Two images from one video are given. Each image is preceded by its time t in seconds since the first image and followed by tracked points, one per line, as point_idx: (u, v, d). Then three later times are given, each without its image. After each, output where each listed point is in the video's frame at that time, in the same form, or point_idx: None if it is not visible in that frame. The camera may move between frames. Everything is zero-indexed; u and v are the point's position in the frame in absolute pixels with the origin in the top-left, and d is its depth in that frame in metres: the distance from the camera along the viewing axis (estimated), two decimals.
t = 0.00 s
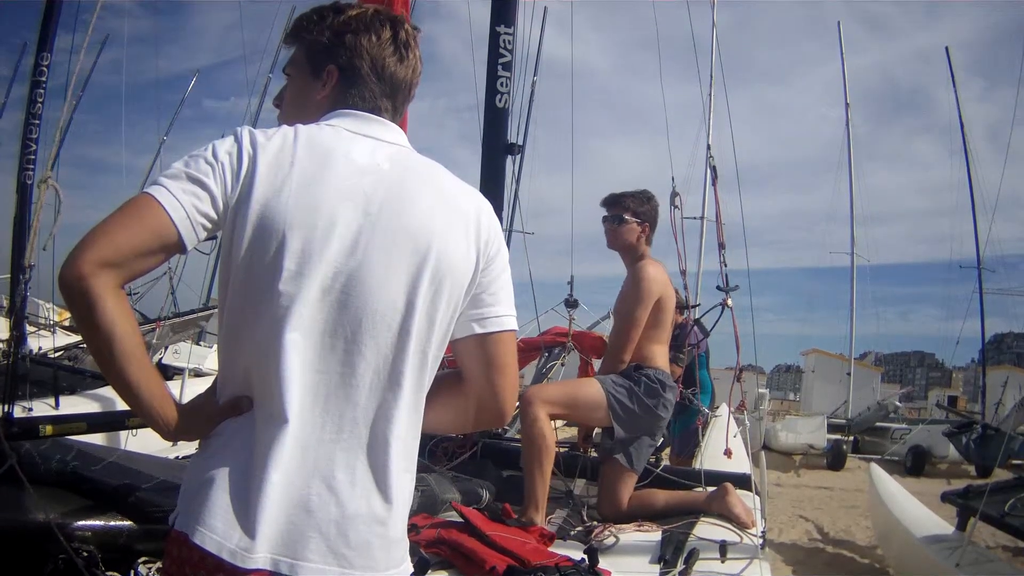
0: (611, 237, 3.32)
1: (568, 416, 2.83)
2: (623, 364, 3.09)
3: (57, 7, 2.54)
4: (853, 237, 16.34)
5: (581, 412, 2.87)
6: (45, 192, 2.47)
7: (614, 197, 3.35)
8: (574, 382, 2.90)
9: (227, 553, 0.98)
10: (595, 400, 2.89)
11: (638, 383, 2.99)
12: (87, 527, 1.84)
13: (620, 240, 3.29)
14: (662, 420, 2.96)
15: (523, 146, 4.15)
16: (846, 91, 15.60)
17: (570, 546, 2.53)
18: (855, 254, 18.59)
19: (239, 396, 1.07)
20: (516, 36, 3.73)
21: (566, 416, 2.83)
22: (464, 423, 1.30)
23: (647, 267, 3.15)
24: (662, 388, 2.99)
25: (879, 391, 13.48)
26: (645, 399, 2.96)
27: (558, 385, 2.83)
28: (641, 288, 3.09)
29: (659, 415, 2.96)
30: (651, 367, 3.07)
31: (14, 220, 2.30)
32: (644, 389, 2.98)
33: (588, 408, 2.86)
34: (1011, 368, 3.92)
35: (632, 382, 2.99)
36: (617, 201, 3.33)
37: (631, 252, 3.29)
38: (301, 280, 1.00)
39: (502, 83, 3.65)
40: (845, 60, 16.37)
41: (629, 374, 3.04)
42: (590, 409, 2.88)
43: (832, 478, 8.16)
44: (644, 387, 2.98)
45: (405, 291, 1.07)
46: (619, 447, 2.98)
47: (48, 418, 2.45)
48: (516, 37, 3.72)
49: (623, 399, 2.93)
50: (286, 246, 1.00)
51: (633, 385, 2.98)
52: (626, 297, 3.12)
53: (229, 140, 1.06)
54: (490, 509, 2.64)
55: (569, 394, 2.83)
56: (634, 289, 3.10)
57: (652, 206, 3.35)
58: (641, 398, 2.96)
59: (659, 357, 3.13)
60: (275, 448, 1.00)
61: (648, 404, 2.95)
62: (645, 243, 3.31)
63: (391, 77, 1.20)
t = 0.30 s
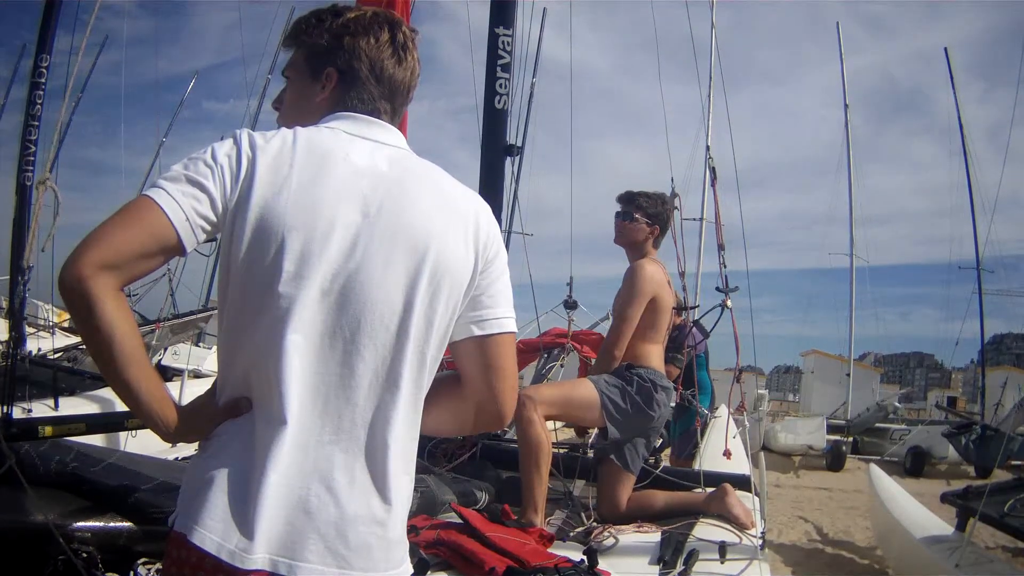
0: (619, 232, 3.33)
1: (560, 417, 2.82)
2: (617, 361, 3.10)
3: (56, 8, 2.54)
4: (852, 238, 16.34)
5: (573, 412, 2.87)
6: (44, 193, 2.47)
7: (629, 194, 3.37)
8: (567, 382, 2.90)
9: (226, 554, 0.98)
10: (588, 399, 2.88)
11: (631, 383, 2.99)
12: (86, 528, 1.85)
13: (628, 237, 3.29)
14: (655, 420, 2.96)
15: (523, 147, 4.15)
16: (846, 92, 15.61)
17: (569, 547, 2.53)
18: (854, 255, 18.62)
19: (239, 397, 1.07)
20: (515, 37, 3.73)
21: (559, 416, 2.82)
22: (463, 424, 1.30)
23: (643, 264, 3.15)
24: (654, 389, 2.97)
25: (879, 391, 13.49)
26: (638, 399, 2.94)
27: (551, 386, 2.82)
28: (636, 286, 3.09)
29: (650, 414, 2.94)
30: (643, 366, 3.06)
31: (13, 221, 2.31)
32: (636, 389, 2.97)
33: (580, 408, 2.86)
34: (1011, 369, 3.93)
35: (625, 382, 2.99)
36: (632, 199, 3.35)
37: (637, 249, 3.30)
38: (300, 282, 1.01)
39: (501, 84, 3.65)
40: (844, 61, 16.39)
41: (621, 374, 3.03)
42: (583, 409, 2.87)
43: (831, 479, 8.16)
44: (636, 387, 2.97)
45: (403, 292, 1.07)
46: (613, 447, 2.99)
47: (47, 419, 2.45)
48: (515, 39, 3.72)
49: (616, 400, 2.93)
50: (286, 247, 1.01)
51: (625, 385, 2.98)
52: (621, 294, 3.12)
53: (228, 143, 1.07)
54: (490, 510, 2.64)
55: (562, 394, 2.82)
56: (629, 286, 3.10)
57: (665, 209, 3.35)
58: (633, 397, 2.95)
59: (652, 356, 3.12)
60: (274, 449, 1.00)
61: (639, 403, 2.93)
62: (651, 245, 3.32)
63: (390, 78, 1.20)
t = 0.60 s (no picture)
0: (622, 230, 3.34)
1: (558, 417, 2.82)
2: (616, 360, 3.09)
3: (56, 8, 2.54)
4: (852, 238, 16.34)
5: (572, 413, 2.86)
6: (45, 193, 2.47)
7: (635, 193, 3.37)
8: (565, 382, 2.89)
9: (225, 554, 0.98)
10: (586, 399, 2.88)
11: (628, 382, 3.00)
12: (86, 528, 1.85)
13: (631, 234, 3.30)
14: (652, 418, 2.96)
15: (523, 148, 4.15)
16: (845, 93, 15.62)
17: (569, 547, 2.53)
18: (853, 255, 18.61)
19: (239, 397, 1.07)
20: (514, 37, 3.73)
21: (557, 417, 2.82)
22: (461, 425, 1.30)
23: (640, 261, 3.14)
24: (652, 389, 2.98)
25: (878, 391, 13.49)
26: (635, 399, 2.94)
27: (547, 386, 2.82)
28: (634, 285, 3.09)
29: (649, 414, 2.95)
30: (641, 365, 3.07)
31: (14, 221, 2.31)
32: (633, 388, 2.97)
33: (578, 408, 2.85)
34: (1009, 368, 3.93)
35: (622, 381, 3.00)
36: (637, 198, 3.36)
37: (639, 247, 3.31)
38: (301, 282, 1.01)
39: (501, 84, 3.65)
40: (844, 61, 16.40)
41: (619, 372, 3.05)
42: (582, 408, 2.87)
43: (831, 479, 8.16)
44: (633, 387, 2.98)
45: (403, 292, 1.07)
46: (610, 447, 2.99)
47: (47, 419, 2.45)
48: (515, 39, 3.72)
49: (614, 400, 2.92)
50: (286, 247, 1.01)
51: (623, 384, 2.99)
52: (619, 292, 3.12)
53: (228, 143, 1.07)
54: (490, 511, 2.64)
55: (560, 394, 2.82)
56: (626, 284, 3.10)
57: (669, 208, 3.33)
58: (630, 397, 2.95)
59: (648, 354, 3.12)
60: (274, 449, 1.00)
61: (637, 403, 2.94)
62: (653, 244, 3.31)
63: (391, 79, 1.21)
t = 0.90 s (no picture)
0: (624, 231, 3.35)
1: (557, 417, 2.82)
2: (615, 360, 3.08)
3: (56, 8, 2.54)
4: (852, 238, 16.34)
5: (570, 412, 2.86)
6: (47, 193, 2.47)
7: (635, 193, 3.38)
8: (563, 382, 2.89)
9: (225, 553, 0.98)
10: (584, 399, 2.88)
11: (626, 382, 3.00)
12: (87, 527, 1.85)
13: (632, 235, 3.32)
14: (651, 419, 2.97)
15: (523, 147, 4.15)
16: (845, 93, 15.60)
17: (570, 547, 2.53)
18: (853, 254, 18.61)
19: (240, 397, 1.07)
20: (514, 37, 3.73)
21: (555, 416, 2.82)
22: (460, 425, 1.30)
23: (640, 262, 3.14)
24: (650, 389, 2.98)
25: (879, 391, 13.49)
26: (633, 398, 2.94)
27: (545, 386, 2.82)
28: (634, 285, 3.08)
29: (648, 414, 2.95)
30: (640, 365, 3.07)
31: (15, 221, 2.31)
32: (631, 387, 2.97)
33: (576, 407, 2.85)
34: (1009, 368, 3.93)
35: (620, 380, 3.00)
36: (639, 199, 3.36)
37: (639, 246, 3.31)
38: (302, 281, 1.01)
39: (501, 83, 3.65)
40: (844, 60, 16.40)
41: (617, 372, 3.05)
42: (579, 408, 2.87)
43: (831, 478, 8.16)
44: (631, 386, 2.98)
45: (403, 292, 1.07)
46: (609, 447, 2.98)
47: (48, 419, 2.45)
48: (515, 38, 3.72)
49: (612, 400, 2.92)
50: (288, 246, 1.01)
51: (621, 383, 2.99)
52: (619, 293, 3.12)
53: (229, 143, 1.07)
54: (490, 510, 2.64)
55: (557, 393, 2.82)
56: (626, 285, 3.09)
57: (671, 209, 3.32)
58: (629, 396, 2.95)
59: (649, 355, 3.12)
60: (274, 449, 1.00)
61: (635, 402, 2.94)
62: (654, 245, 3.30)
63: (392, 77, 1.20)
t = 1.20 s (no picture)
0: (626, 235, 3.38)
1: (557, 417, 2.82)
2: (611, 362, 3.09)
3: (56, 8, 2.54)
4: (853, 238, 16.34)
5: (570, 413, 2.86)
6: (47, 193, 2.47)
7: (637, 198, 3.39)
8: (563, 382, 2.89)
9: (226, 553, 0.98)
10: (583, 399, 2.88)
11: (626, 382, 2.99)
12: (88, 527, 1.85)
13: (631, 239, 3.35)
14: (651, 420, 2.96)
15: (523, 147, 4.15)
16: (846, 91, 15.58)
17: (570, 547, 2.53)
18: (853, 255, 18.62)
19: (240, 396, 1.07)
20: (515, 37, 3.73)
21: (555, 416, 2.82)
22: (460, 425, 1.30)
23: (629, 264, 3.11)
24: (649, 389, 2.98)
25: (878, 391, 13.50)
26: (633, 398, 2.95)
27: (544, 386, 2.82)
28: (622, 286, 3.08)
29: (647, 415, 2.95)
30: (638, 365, 3.06)
31: (15, 220, 2.30)
32: (630, 388, 2.97)
33: (575, 407, 2.85)
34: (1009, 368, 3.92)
35: (619, 380, 3.00)
36: (638, 203, 3.35)
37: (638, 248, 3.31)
38: (303, 281, 1.01)
39: (501, 84, 3.65)
40: (844, 60, 16.40)
41: (616, 373, 3.05)
42: (578, 409, 2.86)
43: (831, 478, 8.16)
44: (630, 386, 2.98)
45: (403, 292, 1.07)
46: (609, 447, 2.98)
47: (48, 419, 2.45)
48: (515, 38, 3.72)
49: (610, 399, 2.92)
50: (289, 246, 1.01)
51: (620, 383, 2.98)
52: (611, 294, 3.11)
53: (229, 143, 1.07)
54: (490, 510, 2.64)
55: (557, 394, 2.82)
56: (615, 286, 3.09)
57: (665, 209, 3.29)
58: (628, 396, 2.95)
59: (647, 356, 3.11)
60: (275, 449, 1.00)
61: (634, 403, 2.94)
62: (649, 245, 3.29)
63: (391, 77, 1.21)
